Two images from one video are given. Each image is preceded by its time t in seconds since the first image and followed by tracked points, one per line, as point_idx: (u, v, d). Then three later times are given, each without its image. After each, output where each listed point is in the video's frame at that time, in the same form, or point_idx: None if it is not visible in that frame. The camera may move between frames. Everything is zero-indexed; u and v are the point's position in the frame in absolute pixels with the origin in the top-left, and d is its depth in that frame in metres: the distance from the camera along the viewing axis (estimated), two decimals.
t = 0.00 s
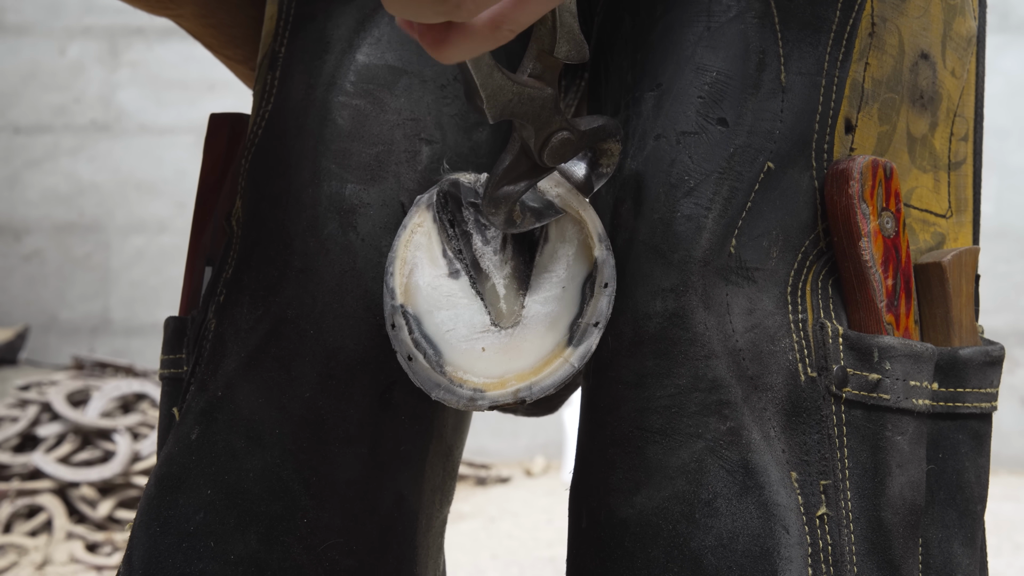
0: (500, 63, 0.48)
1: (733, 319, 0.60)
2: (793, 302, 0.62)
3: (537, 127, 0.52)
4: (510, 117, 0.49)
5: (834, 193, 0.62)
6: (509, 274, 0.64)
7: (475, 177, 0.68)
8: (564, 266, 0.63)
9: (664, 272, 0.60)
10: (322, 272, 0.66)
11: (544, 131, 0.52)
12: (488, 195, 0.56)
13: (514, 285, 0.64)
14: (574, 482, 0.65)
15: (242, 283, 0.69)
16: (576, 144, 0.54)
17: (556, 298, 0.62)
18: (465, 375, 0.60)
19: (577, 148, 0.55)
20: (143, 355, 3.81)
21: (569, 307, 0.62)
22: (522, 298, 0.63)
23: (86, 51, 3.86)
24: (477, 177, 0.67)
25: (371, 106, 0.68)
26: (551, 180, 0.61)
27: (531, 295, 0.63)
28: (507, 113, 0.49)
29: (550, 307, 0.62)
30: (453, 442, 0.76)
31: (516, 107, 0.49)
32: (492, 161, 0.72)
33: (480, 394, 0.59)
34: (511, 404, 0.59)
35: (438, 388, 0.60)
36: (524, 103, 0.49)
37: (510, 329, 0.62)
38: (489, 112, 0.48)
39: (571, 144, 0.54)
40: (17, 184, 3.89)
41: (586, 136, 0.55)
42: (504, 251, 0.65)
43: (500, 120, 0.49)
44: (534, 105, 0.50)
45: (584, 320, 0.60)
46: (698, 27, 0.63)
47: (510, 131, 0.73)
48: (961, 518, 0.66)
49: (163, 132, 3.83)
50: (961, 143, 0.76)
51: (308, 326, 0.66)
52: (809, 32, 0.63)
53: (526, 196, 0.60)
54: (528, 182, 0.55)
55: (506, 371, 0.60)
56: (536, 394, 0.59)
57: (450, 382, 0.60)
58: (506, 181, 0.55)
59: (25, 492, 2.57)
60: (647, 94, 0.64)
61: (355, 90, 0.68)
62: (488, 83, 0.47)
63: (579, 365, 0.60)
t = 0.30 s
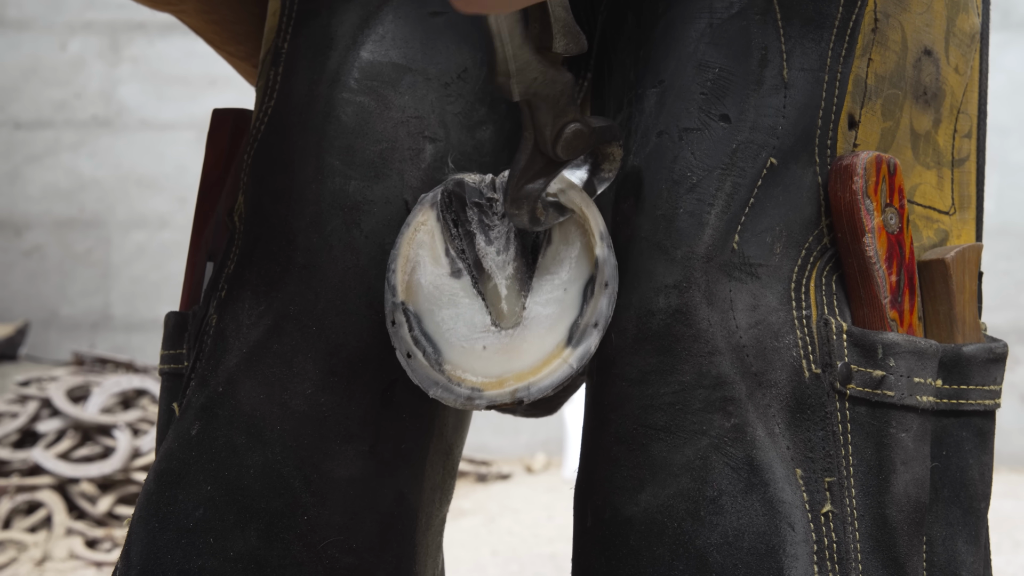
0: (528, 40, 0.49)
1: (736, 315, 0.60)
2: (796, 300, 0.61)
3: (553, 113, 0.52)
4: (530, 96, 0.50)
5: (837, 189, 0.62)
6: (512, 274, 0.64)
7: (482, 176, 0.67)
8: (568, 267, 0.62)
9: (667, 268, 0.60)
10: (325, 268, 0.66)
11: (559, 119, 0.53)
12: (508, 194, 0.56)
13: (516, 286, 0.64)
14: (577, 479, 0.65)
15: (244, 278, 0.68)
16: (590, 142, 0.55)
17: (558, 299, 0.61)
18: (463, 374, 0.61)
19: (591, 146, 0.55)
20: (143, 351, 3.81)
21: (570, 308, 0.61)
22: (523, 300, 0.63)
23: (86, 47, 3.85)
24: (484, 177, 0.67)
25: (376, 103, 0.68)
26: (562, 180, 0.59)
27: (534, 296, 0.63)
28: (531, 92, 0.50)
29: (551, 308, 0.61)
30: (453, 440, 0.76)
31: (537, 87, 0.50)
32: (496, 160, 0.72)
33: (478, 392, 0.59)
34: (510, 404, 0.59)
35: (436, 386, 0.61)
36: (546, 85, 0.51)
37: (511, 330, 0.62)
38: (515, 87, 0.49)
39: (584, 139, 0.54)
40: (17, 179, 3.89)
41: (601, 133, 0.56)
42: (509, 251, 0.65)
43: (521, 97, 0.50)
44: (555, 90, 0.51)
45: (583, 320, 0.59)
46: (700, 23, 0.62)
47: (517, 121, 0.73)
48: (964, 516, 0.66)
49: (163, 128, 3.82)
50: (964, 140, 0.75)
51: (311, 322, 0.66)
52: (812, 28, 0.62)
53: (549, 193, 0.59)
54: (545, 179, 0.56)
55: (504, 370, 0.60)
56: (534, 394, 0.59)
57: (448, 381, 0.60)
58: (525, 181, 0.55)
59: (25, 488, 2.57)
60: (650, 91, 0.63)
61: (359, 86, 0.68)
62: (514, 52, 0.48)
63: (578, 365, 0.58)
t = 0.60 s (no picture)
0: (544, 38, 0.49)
1: (745, 312, 0.60)
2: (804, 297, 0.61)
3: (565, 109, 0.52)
4: (545, 92, 0.50)
5: (848, 187, 0.62)
6: (518, 270, 0.63)
7: (488, 172, 0.67)
8: (573, 264, 0.62)
9: (677, 264, 0.60)
10: (329, 263, 0.66)
11: (572, 114, 0.53)
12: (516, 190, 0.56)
13: (522, 281, 0.63)
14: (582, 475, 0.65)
15: (250, 274, 0.68)
16: (598, 137, 0.55)
17: (564, 295, 0.61)
18: (469, 369, 0.60)
19: (600, 140, 0.55)
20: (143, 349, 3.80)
21: (575, 304, 0.61)
22: (530, 295, 0.62)
23: (87, 45, 3.85)
24: (490, 171, 0.66)
25: (382, 98, 0.68)
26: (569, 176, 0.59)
27: (540, 292, 0.62)
28: (542, 87, 0.50)
29: (557, 304, 0.61)
30: (459, 436, 0.76)
31: (549, 81, 0.50)
32: (503, 155, 0.72)
33: (483, 388, 0.59)
34: (515, 400, 0.59)
35: (442, 381, 0.60)
36: (557, 80, 0.50)
37: (517, 325, 0.61)
38: (529, 84, 0.49)
39: (594, 133, 0.54)
40: (18, 177, 3.89)
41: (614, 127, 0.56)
42: (515, 246, 0.64)
43: (537, 93, 0.50)
44: (566, 83, 0.51)
45: (589, 317, 0.60)
46: (710, 20, 0.62)
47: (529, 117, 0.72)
48: (969, 516, 0.66)
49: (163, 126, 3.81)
50: (972, 140, 0.75)
51: (315, 317, 0.66)
52: (822, 26, 0.62)
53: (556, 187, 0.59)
54: (554, 173, 0.55)
55: (510, 366, 0.60)
56: (540, 390, 0.59)
57: (453, 376, 0.60)
58: (533, 174, 0.55)
59: (24, 485, 2.57)
60: (659, 86, 0.63)
61: (365, 82, 0.68)
62: (534, 52, 0.48)
63: (584, 362, 0.59)
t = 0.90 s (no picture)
0: (533, 44, 0.48)
1: (751, 313, 0.59)
2: (810, 298, 0.61)
3: (562, 113, 0.52)
4: (539, 102, 0.50)
5: (854, 188, 0.62)
6: (519, 271, 0.64)
7: (488, 171, 0.66)
8: (575, 264, 0.62)
9: (682, 264, 0.60)
10: (331, 263, 0.66)
11: (569, 117, 0.52)
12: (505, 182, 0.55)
13: (523, 282, 0.64)
14: (584, 475, 0.64)
15: (252, 274, 0.68)
16: (593, 138, 0.54)
17: (566, 295, 0.61)
18: (470, 371, 0.59)
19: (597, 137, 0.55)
20: (141, 347, 3.80)
21: (578, 306, 0.60)
22: (532, 295, 0.62)
23: (86, 43, 3.85)
24: (490, 171, 0.66)
25: (384, 97, 0.68)
26: (564, 172, 0.60)
27: (541, 292, 0.62)
28: (539, 98, 0.50)
29: (559, 304, 0.61)
30: (460, 436, 0.76)
31: (545, 92, 0.50)
32: (506, 154, 0.72)
33: (485, 390, 0.58)
34: (516, 402, 0.59)
35: (443, 384, 0.59)
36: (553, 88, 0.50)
37: (519, 325, 0.61)
38: (523, 96, 0.49)
39: (592, 133, 0.54)
40: (17, 175, 3.88)
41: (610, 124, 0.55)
42: (515, 247, 0.65)
43: (531, 102, 0.50)
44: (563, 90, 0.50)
45: (592, 318, 0.59)
46: (718, 18, 0.62)
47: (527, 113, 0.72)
48: (973, 519, 0.66)
49: (163, 125, 3.79)
50: (978, 142, 0.75)
51: (316, 317, 0.65)
52: (830, 25, 0.62)
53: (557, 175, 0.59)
54: (545, 170, 0.54)
55: (512, 368, 0.59)
56: (541, 392, 0.58)
57: (455, 379, 0.59)
58: (525, 169, 0.54)
59: (22, 484, 2.57)
60: (665, 85, 0.63)
61: (368, 81, 0.68)
62: (525, 66, 0.48)
63: (585, 365, 0.58)
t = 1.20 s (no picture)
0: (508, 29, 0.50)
1: (752, 310, 0.59)
2: (812, 294, 0.61)
3: (541, 98, 0.54)
4: (519, 87, 0.52)
5: (856, 185, 0.62)
6: (520, 268, 0.63)
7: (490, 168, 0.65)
8: (574, 261, 0.62)
9: (683, 260, 0.60)
10: (332, 260, 0.66)
11: (548, 101, 0.54)
12: (488, 168, 0.57)
13: (524, 279, 0.63)
14: (585, 473, 0.64)
15: (252, 270, 0.68)
16: (572, 119, 0.56)
17: (566, 292, 0.61)
18: (471, 369, 0.59)
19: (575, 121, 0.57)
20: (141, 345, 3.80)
21: (578, 304, 0.61)
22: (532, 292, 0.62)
23: (87, 40, 3.84)
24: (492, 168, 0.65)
25: (385, 94, 0.68)
26: (566, 169, 0.61)
27: (541, 289, 0.62)
28: (518, 82, 0.51)
29: (560, 301, 0.61)
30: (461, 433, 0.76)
31: (523, 77, 0.51)
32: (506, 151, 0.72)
33: (486, 388, 0.58)
34: (518, 399, 0.58)
35: (444, 381, 0.59)
36: (531, 73, 0.51)
37: (520, 322, 0.61)
38: (502, 82, 0.50)
39: (571, 116, 0.56)
40: (17, 172, 3.88)
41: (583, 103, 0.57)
42: (516, 244, 0.64)
43: (510, 89, 0.51)
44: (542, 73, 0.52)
45: (592, 316, 0.59)
46: (719, 15, 0.62)
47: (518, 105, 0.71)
48: (974, 516, 0.66)
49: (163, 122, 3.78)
50: (980, 139, 0.75)
51: (317, 314, 0.65)
52: (832, 22, 0.62)
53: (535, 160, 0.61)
54: (527, 154, 0.57)
55: (513, 365, 0.59)
56: (542, 390, 0.58)
57: (456, 376, 0.59)
58: (507, 155, 0.56)
59: (23, 481, 2.57)
60: (667, 81, 0.63)
61: (369, 77, 0.68)
62: (504, 52, 0.49)
63: (586, 362, 0.59)
